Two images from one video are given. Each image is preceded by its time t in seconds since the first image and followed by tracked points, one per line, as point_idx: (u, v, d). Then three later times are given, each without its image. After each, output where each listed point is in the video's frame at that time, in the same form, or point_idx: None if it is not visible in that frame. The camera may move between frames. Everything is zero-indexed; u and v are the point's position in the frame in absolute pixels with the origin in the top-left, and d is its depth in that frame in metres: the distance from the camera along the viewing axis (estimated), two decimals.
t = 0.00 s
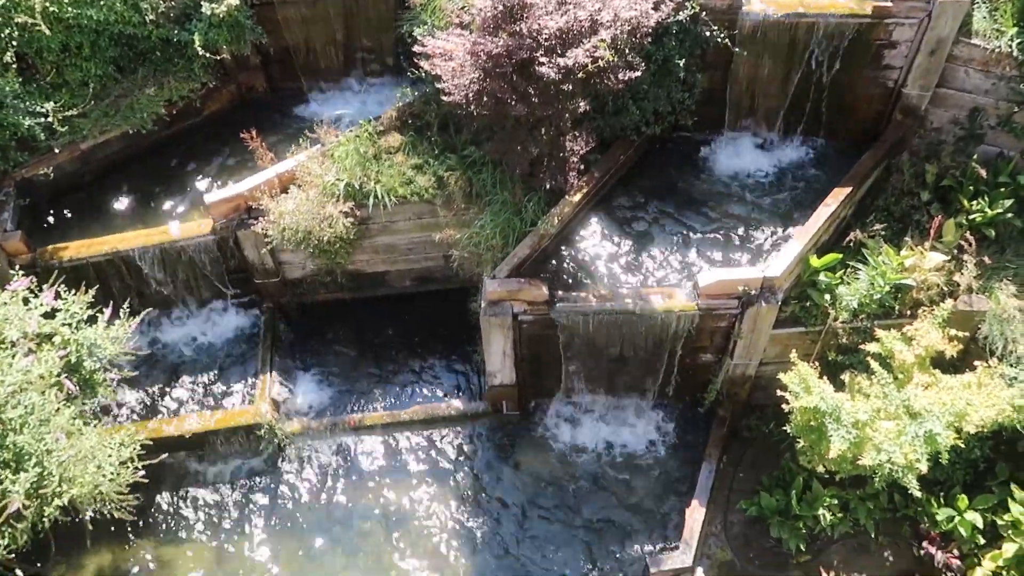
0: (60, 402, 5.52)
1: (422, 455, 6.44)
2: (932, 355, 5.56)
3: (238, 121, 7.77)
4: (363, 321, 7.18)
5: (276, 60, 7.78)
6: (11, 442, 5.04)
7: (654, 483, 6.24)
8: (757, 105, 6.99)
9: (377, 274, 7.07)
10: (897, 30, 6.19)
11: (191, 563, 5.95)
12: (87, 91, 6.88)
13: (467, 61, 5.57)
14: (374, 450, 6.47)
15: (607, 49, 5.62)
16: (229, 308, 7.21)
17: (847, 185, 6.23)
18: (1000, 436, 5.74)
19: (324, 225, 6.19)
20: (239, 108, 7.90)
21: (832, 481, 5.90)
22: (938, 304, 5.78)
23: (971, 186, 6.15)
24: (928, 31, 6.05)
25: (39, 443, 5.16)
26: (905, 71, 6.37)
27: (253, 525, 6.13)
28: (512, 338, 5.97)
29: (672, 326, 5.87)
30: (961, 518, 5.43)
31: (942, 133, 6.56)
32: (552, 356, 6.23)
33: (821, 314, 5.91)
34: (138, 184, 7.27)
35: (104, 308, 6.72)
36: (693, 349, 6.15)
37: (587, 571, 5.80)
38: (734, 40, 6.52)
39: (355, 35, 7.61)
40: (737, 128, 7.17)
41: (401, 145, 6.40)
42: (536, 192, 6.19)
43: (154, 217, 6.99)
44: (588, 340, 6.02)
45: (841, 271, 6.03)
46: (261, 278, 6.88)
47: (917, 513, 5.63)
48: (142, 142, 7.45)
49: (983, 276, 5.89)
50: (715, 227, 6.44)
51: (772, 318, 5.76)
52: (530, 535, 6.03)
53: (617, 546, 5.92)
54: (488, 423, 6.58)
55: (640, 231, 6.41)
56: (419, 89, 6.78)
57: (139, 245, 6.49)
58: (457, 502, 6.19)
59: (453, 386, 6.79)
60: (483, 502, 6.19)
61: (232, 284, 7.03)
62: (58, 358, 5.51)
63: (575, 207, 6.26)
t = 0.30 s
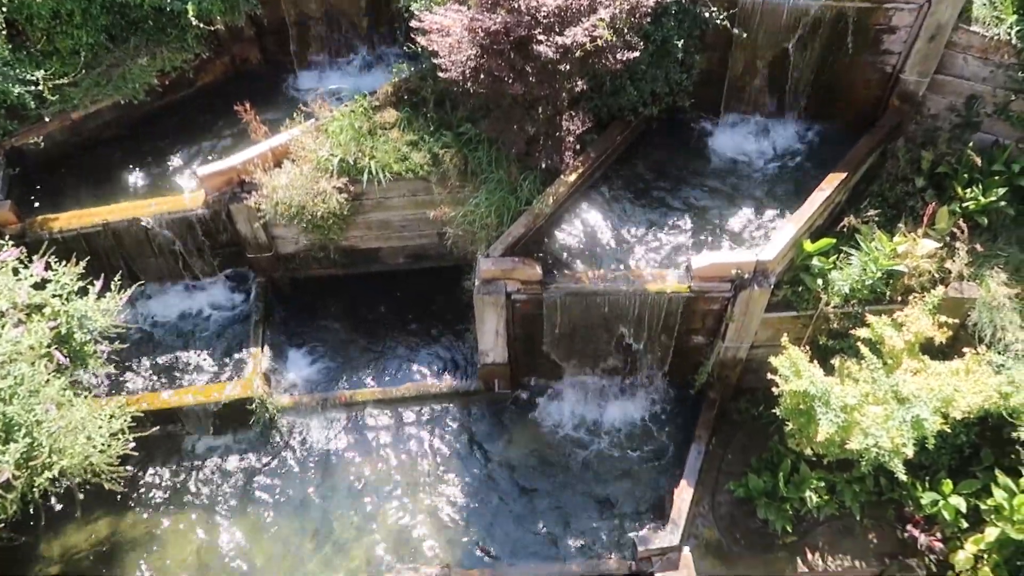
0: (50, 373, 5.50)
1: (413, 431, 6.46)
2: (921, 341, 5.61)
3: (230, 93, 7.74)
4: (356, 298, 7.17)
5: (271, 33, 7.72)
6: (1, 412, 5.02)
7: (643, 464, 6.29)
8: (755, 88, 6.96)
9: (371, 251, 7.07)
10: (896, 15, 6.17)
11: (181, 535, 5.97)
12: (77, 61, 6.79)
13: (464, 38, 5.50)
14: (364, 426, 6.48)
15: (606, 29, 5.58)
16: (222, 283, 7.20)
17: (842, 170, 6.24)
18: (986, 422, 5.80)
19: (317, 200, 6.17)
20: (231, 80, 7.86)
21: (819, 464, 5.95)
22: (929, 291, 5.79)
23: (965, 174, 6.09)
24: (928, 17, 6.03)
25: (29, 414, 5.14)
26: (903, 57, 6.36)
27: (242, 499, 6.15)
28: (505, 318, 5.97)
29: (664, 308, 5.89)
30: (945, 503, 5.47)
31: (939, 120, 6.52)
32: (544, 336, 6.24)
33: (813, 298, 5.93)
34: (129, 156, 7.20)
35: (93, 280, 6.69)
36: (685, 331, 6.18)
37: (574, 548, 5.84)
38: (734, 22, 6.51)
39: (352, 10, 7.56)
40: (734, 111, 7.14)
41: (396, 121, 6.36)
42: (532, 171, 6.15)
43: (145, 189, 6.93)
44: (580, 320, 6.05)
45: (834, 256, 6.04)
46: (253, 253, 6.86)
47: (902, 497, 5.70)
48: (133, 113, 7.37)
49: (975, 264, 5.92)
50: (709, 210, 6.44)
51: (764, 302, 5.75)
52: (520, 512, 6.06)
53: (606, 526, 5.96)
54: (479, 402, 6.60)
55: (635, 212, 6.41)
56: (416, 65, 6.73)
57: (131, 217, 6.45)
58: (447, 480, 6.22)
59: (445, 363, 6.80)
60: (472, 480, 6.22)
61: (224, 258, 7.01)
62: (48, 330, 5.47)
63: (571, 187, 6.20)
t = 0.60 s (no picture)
0: (54, 346, 5.51)
1: (415, 407, 6.50)
2: (923, 323, 5.61)
3: (233, 67, 7.68)
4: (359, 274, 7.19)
5: (274, 6, 7.66)
6: (5, 384, 5.05)
7: (643, 442, 6.32)
8: (761, 67, 6.92)
9: (374, 227, 7.07)
10: None
11: (185, 507, 6.03)
12: (78, 33, 6.78)
13: (468, 13, 5.45)
14: (367, 401, 6.52)
15: (610, 4, 5.51)
16: (224, 257, 7.21)
17: (847, 150, 6.20)
18: (986, 403, 5.82)
19: (320, 175, 6.14)
20: (233, 54, 7.81)
21: (818, 443, 5.95)
22: (932, 273, 5.80)
23: (972, 155, 6.06)
24: None
25: (33, 386, 5.17)
26: (912, 36, 6.29)
27: (245, 472, 6.20)
28: (507, 295, 5.97)
29: (666, 287, 5.87)
30: (943, 483, 5.49)
31: (946, 101, 6.46)
32: (547, 314, 6.25)
33: (816, 279, 5.91)
34: (132, 129, 7.18)
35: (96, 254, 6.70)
36: (686, 310, 6.19)
37: (574, 523, 5.90)
38: None
39: None
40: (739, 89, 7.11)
41: (399, 97, 6.31)
42: (535, 149, 6.12)
43: (148, 164, 6.91)
44: (582, 299, 6.03)
45: (838, 236, 6.02)
46: (256, 228, 6.85)
47: (901, 477, 5.72)
48: (135, 86, 7.32)
49: (979, 245, 5.91)
50: (713, 189, 6.42)
51: (765, 282, 5.75)
52: (521, 489, 6.11)
53: (605, 503, 6.00)
54: (481, 378, 6.62)
55: (638, 191, 6.39)
56: (420, 39, 6.67)
57: (133, 191, 6.45)
58: (449, 455, 6.26)
59: (446, 340, 6.82)
60: (473, 455, 6.27)
61: (227, 233, 7.01)
62: (51, 303, 5.47)
63: (575, 164, 6.20)
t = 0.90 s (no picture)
0: (59, 324, 5.54)
1: (417, 386, 6.53)
2: (927, 304, 5.62)
3: (235, 45, 7.65)
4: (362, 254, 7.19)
5: None
6: (12, 362, 5.09)
7: (645, 423, 6.34)
8: (765, 46, 6.88)
9: (378, 208, 7.07)
10: None
11: (189, 484, 6.09)
12: (80, 10, 6.77)
13: None
14: (370, 381, 6.55)
15: None
16: (228, 237, 7.21)
17: (853, 131, 6.14)
18: (989, 385, 5.82)
19: (323, 155, 6.13)
20: (236, 32, 7.76)
21: (820, 424, 5.94)
22: (937, 255, 5.77)
23: (979, 136, 6.00)
24: None
25: (39, 364, 5.20)
26: (921, 15, 6.19)
27: (250, 450, 6.25)
28: (510, 275, 5.97)
29: (668, 267, 5.87)
30: (944, 464, 5.51)
31: (953, 81, 6.34)
32: (550, 295, 6.25)
33: (819, 261, 5.91)
34: (134, 108, 7.17)
35: (101, 233, 6.71)
36: (689, 291, 6.19)
37: (576, 502, 5.95)
38: None
39: None
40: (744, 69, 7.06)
41: (402, 76, 6.27)
42: (539, 129, 6.10)
43: (152, 143, 6.91)
44: (585, 279, 6.03)
45: (842, 218, 5.99)
46: (260, 208, 6.84)
47: (902, 458, 5.74)
48: (138, 65, 7.29)
49: (985, 228, 5.89)
50: (717, 170, 6.38)
51: (769, 264, 5.75)
52: (523, 469, 6.14)
53: (607, 483, 6.04)
54: (484, 358, 6.65)
55: (642, 171, 6.36)
56: (423, 17, 6.60)
57: (136, 171, 6.44)
58: (452, 434, 6.30)
59: (450, 320, 6.83)
60: (476, 434, 6.31)
61: (230, 212, 7.01)
62: (56, 282, 5.48)
63: (579, 144, 6.12)
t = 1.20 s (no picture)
0: (62, 306, 5.55)
1: (420, 367, 6.55)
2: (930, 288, 5.59)
3: (236, 26, 7.59)
4: (365, 236, 7.18)
5: None
6: (16, 343, 5.11)
7: (647, 405, 6.37)
8: (771, 27, 6.83)
9: (380, 189, 7.05)
10: None
11: (192, 464, 6.13)
12: None
13: None
14: (373, 362, 6.57)
15: None
16: (231, 218, 7.21)
17: (858, 113, 6.10)
18: (991, 368, 5.83)
19: (326, 136, 6.10)
20: (237, 12, 7.69)
21: (822, 406, 5.94)
22: (941, 238, 5.73)
23: (984, 119, 5.93)
24: None
25: (43, 345, 5.22)
26: None
27: (253, 432, 6.28)
28: (512, 257, 5.97)
29: (671, 250, 5.85)
30: (946, 447, 5.52)
31: (959, 62, 6.25)
32: (552, 277, 6.24)
33: (823, 243, 5.90)
34: (136, 89, 7.15)
35: (103, 214, 6.71)
36: (692, 274, 6.18)
37: (578, 483, 5.99)
38: None
39: None
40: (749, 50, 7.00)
41: (405, 57, 6.22)
42: (542, 110, 6.06)
43: (153, 124, 6.90)
44: (589, 262, 6.01)
45: (846, 201, 5.97)
46: (261, 189, 6.83)
47: (903, 440, 5.75)
48: (138, 45, 7.24)
49: (989, 210, 5.87)
50: (721, 152, 6.36)
51: (773, 246, 5.73)
52: (525, 452, 6.16)
53: (609, 464, 6.07)
54: (487, 340, 6.65)
55: (645, 153, 6.33)
56: None
57: (138, 152, 6.43)
58: (454, 416, 6.33)
59: (452, 302, 6.84)
60: (478, 416, 6.33)
61: (233, 194, 7.00)
62: (59, 264, 5.47)
63: (581, 126, 6.08)
